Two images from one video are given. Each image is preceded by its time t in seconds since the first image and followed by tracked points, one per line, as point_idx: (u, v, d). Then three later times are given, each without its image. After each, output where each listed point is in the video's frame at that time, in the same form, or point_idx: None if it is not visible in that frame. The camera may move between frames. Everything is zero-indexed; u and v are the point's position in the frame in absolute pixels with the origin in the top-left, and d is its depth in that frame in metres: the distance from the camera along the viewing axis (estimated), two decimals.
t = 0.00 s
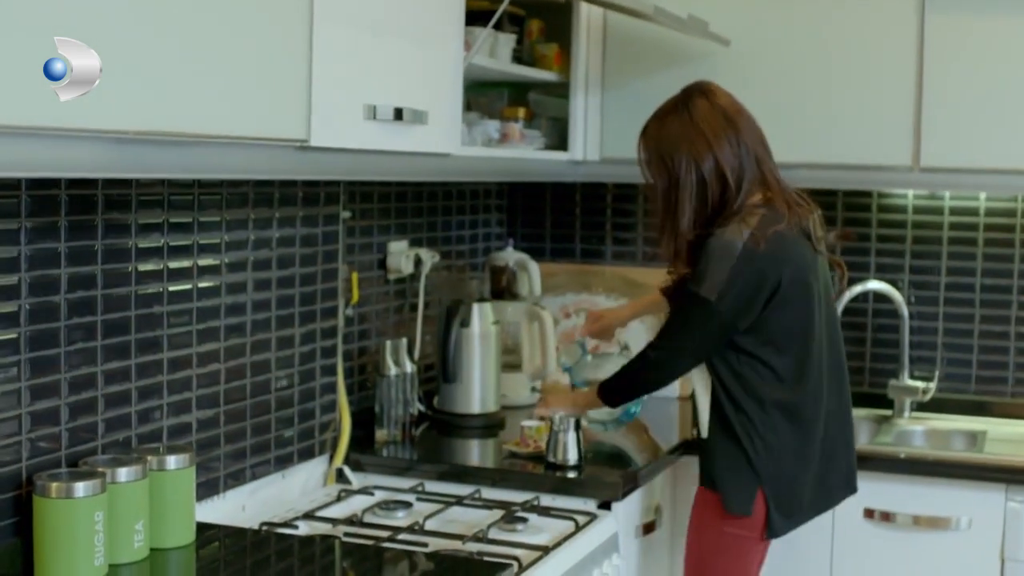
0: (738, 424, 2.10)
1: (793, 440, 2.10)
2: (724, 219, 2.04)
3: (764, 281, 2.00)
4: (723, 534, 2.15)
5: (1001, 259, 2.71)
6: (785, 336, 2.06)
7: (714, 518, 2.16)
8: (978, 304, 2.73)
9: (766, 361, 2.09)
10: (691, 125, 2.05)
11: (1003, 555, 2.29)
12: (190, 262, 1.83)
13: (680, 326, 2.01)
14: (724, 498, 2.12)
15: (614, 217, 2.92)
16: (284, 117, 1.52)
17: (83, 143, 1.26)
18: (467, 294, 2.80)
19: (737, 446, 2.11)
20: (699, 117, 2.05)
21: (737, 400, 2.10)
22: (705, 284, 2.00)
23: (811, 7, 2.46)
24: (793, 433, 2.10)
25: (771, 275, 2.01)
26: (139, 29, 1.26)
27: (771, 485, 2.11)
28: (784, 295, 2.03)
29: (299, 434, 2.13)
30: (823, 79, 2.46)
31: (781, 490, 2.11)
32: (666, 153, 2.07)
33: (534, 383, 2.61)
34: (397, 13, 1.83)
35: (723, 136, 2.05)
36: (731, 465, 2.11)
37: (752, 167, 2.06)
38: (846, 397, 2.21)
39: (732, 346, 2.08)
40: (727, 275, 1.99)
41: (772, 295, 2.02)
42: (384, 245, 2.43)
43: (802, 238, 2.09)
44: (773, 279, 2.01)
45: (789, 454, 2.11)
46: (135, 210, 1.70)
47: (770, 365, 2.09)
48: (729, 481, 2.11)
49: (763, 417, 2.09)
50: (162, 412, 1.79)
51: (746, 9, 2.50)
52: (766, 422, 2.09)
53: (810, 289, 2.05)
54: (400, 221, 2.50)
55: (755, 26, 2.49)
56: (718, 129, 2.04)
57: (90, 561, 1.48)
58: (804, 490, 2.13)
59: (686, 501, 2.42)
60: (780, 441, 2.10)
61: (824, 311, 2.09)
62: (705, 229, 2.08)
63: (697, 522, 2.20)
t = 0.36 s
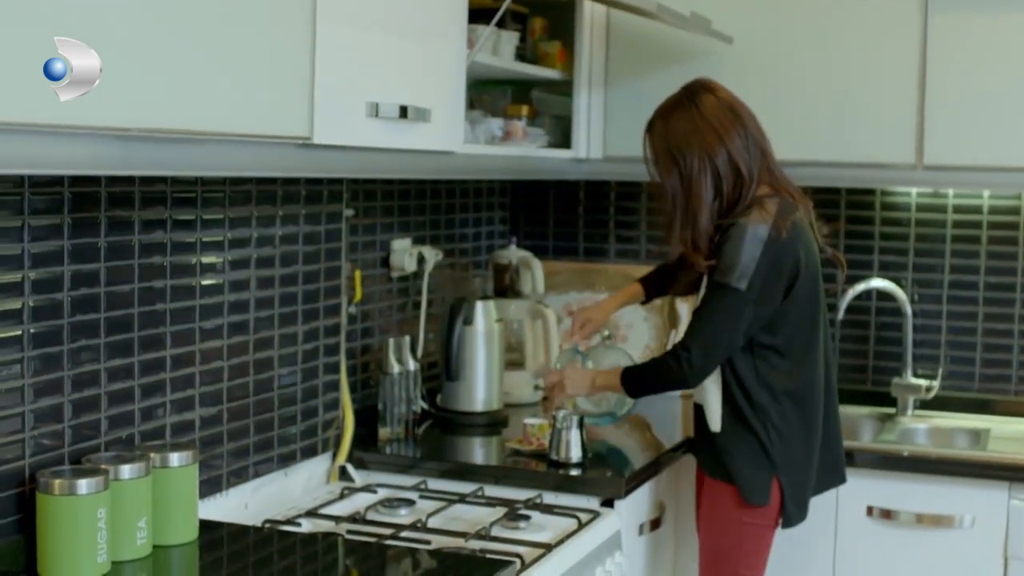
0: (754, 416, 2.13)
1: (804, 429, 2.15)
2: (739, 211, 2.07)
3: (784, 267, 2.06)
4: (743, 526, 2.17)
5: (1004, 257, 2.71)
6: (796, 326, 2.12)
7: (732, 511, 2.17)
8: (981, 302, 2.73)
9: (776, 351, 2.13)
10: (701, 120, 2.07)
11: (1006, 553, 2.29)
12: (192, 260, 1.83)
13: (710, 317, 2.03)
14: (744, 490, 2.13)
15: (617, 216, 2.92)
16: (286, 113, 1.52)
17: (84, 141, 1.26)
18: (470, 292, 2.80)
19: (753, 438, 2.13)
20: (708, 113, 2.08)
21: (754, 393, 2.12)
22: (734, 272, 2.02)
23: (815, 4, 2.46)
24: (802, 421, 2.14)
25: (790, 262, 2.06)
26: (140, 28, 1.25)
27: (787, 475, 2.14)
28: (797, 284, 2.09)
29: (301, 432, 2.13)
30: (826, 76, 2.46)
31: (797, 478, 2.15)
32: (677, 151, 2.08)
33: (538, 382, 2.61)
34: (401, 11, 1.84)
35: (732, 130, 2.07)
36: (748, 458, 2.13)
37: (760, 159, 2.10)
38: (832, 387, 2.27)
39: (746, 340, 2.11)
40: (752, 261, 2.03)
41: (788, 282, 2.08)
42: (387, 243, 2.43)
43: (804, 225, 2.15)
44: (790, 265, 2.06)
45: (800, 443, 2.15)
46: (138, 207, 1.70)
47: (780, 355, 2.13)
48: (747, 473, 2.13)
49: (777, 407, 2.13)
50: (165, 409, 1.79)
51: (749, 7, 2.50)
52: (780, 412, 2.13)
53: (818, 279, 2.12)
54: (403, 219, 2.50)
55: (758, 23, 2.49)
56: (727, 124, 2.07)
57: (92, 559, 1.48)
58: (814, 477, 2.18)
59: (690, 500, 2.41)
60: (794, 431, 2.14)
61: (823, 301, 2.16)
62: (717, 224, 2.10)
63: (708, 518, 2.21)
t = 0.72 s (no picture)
0: (758, 416, 2.12)
1: (804, 426, 2.16)
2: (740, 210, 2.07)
3: (786, 267, 2.07)
4: (748, 524, 2.17)
5: (1005, 256, 2.71)
6: (796, 324, 2.12)
7: (737, 510, 2.17)
8: (982, 301, 2.73)
9: (777, 350, 2.13)
10: (700, 121, 2.07)
11: (1006, 553, 2.29)
12: (193, 261, 1.83)
13: (717, 318, 2.03)
14: (749, 489, 2.13)
15: (618, 216, 2.92)
16: (287, 113, 1.52)
17: (85, 142, 1.26)
18: (470, 292, 2.80)
19: (757, 437, 2.13)
20: (706, 114, 2.08)
21: (757, 392, 2.12)
22: (739, 271, 2.03)
23: (815, 4, 2.46)
24: (803, 416, 2.15)
25: (792, 260, 2.07)
26: (140, 29, 1.25)
27: (790, 473, 2.15)
28: (798, 282, 2.10)
29: (302, 432, 2.13)
30: (826, 75, 2.46)
31: (799, 475, 2.16)
32: (677, 151, 2.08)
33: (538, 382, 2.61)
34: (402, 11, 1.84)
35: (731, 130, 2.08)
36: (753, 457, 2.13)
37: (757, 159, 2.10)
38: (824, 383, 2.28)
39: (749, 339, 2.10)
40: (755, 261, 2.03)
41: (789, 281, 2.08)
42: (388, 243, 2.43)
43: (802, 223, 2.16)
44: (792, 264, 2.07)
45: (802, 440, 2.15)
46: (139, 207, 1.70)
47: (781, 353, 2.13)
48: (752, 473, 2.13)
49: (780, 406, 2.13)
50: (166, 410, 1.79)
51: (750, 7, 2.50)
52: (782, 409, 2.13)
53: (816, 276, 2.13)
54: (404, 220, 2.50)
55: (758, 24, 2.50)
56: (727, 124, 2.07)
57: (92, 560, 1.48)
58: (814, 473, 2.19)
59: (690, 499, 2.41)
60: (796, 428, 2.14)
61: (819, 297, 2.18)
62: (717, 225, 2.10)
63: (711, 518, 2.20)
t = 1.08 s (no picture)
0: (757, 416, 2.12)
1: (802, 426, 2.16)
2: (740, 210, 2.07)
3: (785, 264, 2.06)
4: (746, 524, 2.17)
5: (1003, 256, 2.71)
6: (794, 323, 2.12)
7: (735, 511, 2.17)
8: (980, 300, 2.73)
9: (775, 350, 2.13)
10: (699, 121, 2.08)
11: (1005, 552, 2.30)
12: (191, 262, 1.83)
13: (716, 317, 2.03)
14: (748, 490, 2.13)
15: (616, 216, 2.92)
16: (285, 112, 1.52)
17: (83, 143, 1.26)
18: (469, 293, 2.80)
19: (756, 437, 2.13)
20: (705, 114, 2.08)
21: (757, 392, 2.12)
22: (738, 271, 2.03)
23: (812, 4, 2.46)
24: (802, 415, 2.15)
25: (791, 259, 2.07)
26: (138, 30, 1.25)
27: (788, 473, 2.15)
28: (797, 282, 2.10)
29: (301, 433, 2.13)
30: (824, 74, 2.46)
31: (797, 474, 2.16)
32: (676, 151, 2.08)
33: (536, 383, 2.61)
34: (399, 11, 1.84)
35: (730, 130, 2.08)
36: (752, 457, 2.13)
37: (756, 158, 2.11)
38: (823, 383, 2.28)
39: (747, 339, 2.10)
40: (754, 260, 2.03)
41: (789, 280, 2.08)
42: (386, 244, 2.43)
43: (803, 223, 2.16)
44: (791, 263, 2.07)
45: (800, 440, 2.15)
46: (136, 208, 1.70)
47: (780, 353, 2.13)
48: (751, 473, 2.13)
49: (779, 406, 2.13)
50: (164, 411, 1.79)
51: (747, 6, 2.50)
52: (781, 409, 2.13)
53: (814, 275, 2.13)
54: (402, 221, 2.50)
55: (755, 23, 2.50)
56: (726, 124, 2.07)
57: (92, 560, 1.48)
58: (812, 473, 2.19)
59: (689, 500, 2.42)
60: (794, 428, 2.14)
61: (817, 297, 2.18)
62: (717, 225, 2.10)
63: (709, 519, 2.20)
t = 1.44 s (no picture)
0: (755, 417, 2.13)
1: (802, 427, 2.16)
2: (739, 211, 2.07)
3: (783, 266, 2.06)
4: (745, 524, 2.17)
5: (1001, 256, 2.71)
6: (793, 324, 2.12)
7: (735, 511, 2.17)
8: (978, 301, 2.73)
9: (774, 350, 2.13)
10: (699, 121, 2.08)
11: (1004, 552, 2.30)
12: (190, 263, 1.83)
13: (714, 316, 2.03)
14: (749, 490, 2.13)
15: (614, 216, 2.92)
16: (284, 114, 1.52)
17: (83, 145, 1.26)
18: (467, 294, 2.80)
19: (755, 438, 2.13)
20: (706, 115, 2.08)
21: (756, 392, 2.12)
22: (736, 270, 2.03)
23: (811, 4, 2.46)
24: (801, 416, 2.15)
25: (789, 260, 2.07)
26: (137, 30, 1.26)
27: (788, 473, 2.15)
28: (794, 282, 2.10)
29: (299, 434, 2.13)
30: (822, 75, 2.46)
31: (797, 474, 2.16)
32: (676, 151, 2.08)
33: (534, 384, 2.61)
34: (398, 12, 1.84)
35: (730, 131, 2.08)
36: (750, 457, 2.13)
37: (756, 159, 2.11)
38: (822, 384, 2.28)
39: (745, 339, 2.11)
40: (752, 260, 2.03)
41: (787, 281, 2.08)
42: (384, 245, 2.43)
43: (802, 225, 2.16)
44: (789, 263, 2.07)
45: (800, 441, 2.16)
46: (135, 210, 1.70)
47: (779, 354, 2.14)
48: (751, 474, 2.13)
49: (778, 406, 2.13)
50: (164, 413, 1.79)
51: (745, 7, 2.50)
52: (779, 409, 2.13)
53: (812, 277, 2.13)
54: (400, 222, 2.50)
55: (753, 24, 2.50)
56: (726, 124, 2.08)
57: (92, 561, 1.49)
58: (812, 474, 2.19)
59: (687, 500, 2.42)
60: (794, 429, 2.14)
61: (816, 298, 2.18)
62: (716, 225, 2.10)
63: (708, 519, 2.21)
